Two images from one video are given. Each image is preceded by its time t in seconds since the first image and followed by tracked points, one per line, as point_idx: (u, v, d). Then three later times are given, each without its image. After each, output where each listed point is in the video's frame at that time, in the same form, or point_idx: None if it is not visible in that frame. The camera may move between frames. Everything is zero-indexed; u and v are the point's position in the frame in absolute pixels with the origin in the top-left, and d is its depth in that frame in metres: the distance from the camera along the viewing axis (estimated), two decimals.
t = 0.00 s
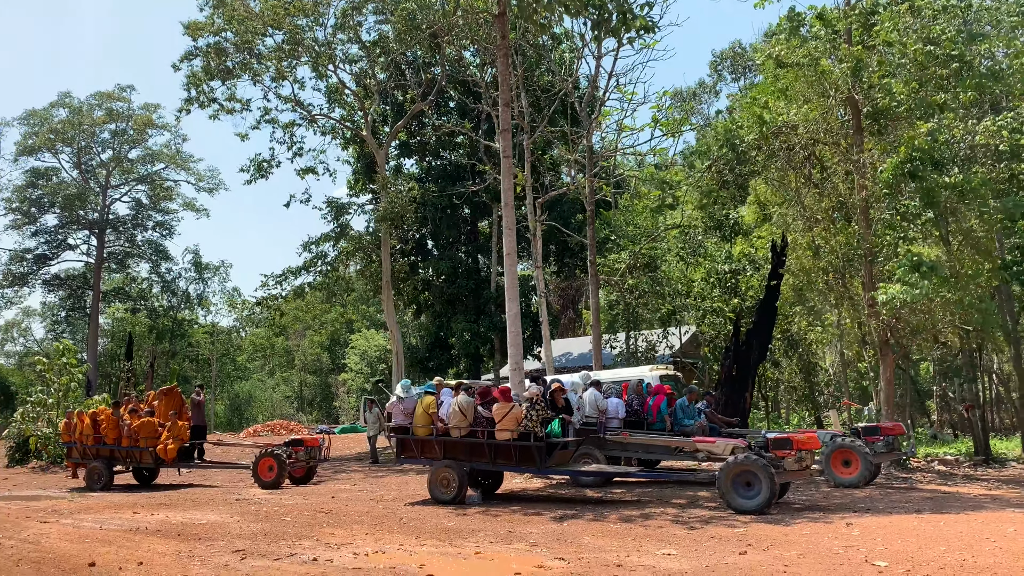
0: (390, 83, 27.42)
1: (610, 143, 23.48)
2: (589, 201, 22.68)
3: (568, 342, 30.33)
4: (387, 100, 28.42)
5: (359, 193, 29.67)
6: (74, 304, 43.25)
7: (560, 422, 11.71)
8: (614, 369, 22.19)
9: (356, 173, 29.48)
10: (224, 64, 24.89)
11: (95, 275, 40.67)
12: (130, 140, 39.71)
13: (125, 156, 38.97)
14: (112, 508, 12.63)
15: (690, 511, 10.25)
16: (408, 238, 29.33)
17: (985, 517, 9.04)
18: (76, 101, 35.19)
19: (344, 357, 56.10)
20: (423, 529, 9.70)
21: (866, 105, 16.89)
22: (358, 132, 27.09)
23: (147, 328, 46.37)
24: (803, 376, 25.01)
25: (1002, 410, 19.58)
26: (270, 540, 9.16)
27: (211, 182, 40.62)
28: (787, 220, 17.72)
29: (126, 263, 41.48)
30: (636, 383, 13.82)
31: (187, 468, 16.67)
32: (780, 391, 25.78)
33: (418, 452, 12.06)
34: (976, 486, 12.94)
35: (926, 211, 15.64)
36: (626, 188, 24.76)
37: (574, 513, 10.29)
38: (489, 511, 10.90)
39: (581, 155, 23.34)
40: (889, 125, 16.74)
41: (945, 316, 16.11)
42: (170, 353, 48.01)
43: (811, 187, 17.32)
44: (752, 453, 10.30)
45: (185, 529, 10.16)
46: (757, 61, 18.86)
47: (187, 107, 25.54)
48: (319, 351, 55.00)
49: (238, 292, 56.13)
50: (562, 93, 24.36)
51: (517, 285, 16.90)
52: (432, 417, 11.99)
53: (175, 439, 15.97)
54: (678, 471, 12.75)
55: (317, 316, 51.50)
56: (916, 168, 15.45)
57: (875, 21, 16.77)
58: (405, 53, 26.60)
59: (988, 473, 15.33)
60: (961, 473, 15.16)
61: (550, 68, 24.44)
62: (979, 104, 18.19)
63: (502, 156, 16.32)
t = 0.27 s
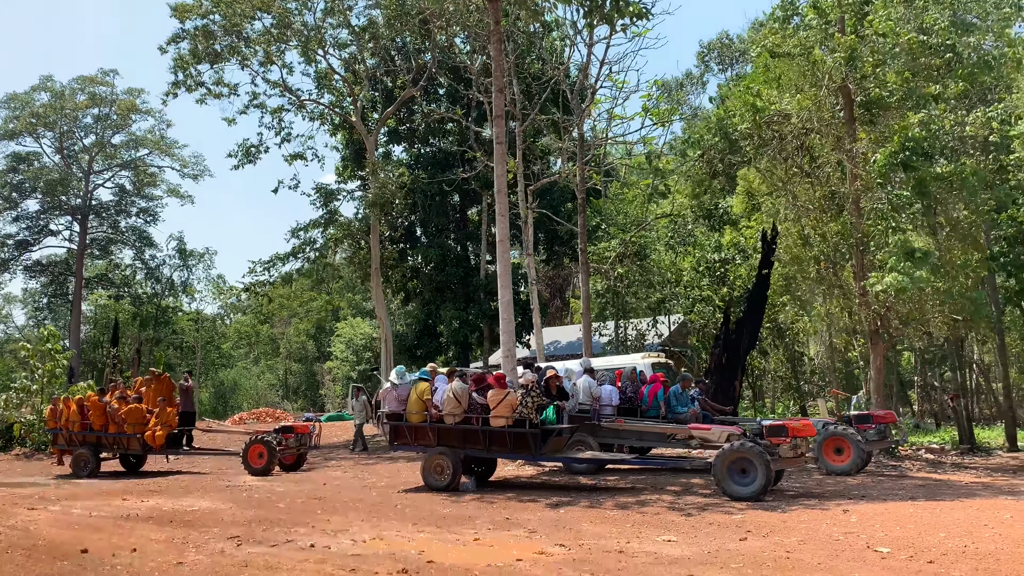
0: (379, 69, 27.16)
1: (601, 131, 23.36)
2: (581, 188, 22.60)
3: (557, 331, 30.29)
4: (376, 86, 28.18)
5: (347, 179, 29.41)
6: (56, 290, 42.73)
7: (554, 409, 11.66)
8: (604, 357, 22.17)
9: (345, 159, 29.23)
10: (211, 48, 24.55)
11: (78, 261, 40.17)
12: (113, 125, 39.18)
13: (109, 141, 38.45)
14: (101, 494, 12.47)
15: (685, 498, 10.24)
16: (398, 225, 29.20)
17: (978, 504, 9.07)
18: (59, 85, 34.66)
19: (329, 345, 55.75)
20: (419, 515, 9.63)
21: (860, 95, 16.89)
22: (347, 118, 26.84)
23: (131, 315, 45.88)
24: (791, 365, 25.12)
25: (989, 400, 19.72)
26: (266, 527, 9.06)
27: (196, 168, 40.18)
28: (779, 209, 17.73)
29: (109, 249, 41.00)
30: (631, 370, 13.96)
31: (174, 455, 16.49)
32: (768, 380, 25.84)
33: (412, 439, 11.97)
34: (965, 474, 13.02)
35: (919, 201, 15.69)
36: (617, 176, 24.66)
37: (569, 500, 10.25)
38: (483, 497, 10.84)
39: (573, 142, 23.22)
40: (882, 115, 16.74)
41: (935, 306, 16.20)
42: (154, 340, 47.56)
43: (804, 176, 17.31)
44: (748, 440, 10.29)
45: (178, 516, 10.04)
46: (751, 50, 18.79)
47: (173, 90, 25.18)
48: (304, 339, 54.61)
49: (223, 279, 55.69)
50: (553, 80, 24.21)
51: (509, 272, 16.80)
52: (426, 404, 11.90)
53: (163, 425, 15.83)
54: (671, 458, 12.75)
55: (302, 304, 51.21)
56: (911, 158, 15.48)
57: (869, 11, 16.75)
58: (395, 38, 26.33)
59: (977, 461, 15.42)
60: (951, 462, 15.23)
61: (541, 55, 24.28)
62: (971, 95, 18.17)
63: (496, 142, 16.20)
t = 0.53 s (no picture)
0: (364, 59, 26.89)
1: (591, 121, 23.25)
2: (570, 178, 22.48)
3: (545, 322, 30.22)
4: (362, 76, 27.92)
5: (333, 170, 29.13)
6: (36, 285, 42.14)
7: (551, 400, 11.59)
8: (595, 347, 22.12)
9: (330, 150, 28.95)
10: (194, 37, 24.20)
11: (58, 255, 39.63)
12: (92, 117, 38.61)
13: (88, 134, 37.91)
14: (91, 491, 12.29)
15: (685, 488, 10.21)
16: (385, 216, 29.00)
17: (979, 490, 9.08)
18: (36, 76, 34.11)
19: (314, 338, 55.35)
20: (418, 508, 9.53)
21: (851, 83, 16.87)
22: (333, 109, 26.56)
23: (112, 310, 45.34)
24: (780, 354, 25.21)
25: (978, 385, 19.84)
26: (263, 522, 8.94)
27: (178, 160, 39.70)
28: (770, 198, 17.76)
29: (89, 243, 40.46)
30: (627, 360, 13.94)
31: (164, 450, 16.30)
32: (757, 370, 25.88)
33: (407, 432, 11.86)
34: (959, 461, 13.08)
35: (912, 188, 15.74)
36: (606, 166, 24.57)
37: (569, 492, 10.19)
38: (482, 490, 10.76)
39: (562, 132, 23.10)
40: (873, 103, 16.73)
41: (926, 294, 16.28)
42: (136, 335, 47.06)
43: (796, 165, 17.31)
44: (747, 430, 10.26)
45: (172, 512, 9.89)
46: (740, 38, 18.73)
47: (155, 81, 24.82)
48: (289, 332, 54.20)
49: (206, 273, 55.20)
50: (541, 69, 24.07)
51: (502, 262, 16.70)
52: (422, 396, 11.78)
53: (152, 420, 15.65)
54: (667, 448, 12.73)
55: (287, 297, 50.83)
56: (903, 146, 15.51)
57: None
58: (380, 28, 26.07)
59: (968, 448, 15.49)
60: (942, 448, 15.30)
61: (528, 44, 24.12)
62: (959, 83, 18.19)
63: (487, 132, 16.06)
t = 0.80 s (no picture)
0: (357, 52, 26.68)
1: (587, 112, 23.12)
2: (568, 170, 22.35)
3: (542, 316, 30.13)
4: (355, 70, 27.72)
5: (327, 166, 28.92)
6: (28, 284, 41.80)
7: (555, 393, 11.50)
8: (594, 340, 22.03)
9: (324, 145, 28.75)
10: (185, 32, 23.97)
11: (49, 254, 39.31)
12: (82, 115, 38.28)
13: (78, 132, 37.60)
14: (91, 490, 12.15)
15: (692, 479, 10.15)
16: (381, 211, 28.84)
17: (989, 477, 9.04)
18: (24, 74, 33.79)
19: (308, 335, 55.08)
20: (424, 502, 9.44)
21: (850, 71, 16.81)
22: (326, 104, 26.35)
23: (105, 309, 45.02)
24: (778, 344, 25.19)
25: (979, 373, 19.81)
26: (268, 518, 8.84)
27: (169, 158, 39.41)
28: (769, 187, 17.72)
29: (81, 242, 40.14)
30: (629, 352, 13.89)
31: (163, 448, 16.15)
32: (756, 361, 25.83)
33: (410, 426, 11.77)
34: (963, 448, 13.05)
35: (913, 175, 15.71)
36: (602, 158, 24.46)
37: (576, 484, 10.11)
38: (487, 483, 10.68)
39: (559, 124, 22.97)
40: (873, 91, 16.67)
41: (927, 282, 16.32)
42: (130, 334, 46.76)
43: (796, 154, 17.24)
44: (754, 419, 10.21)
45: (174, 510, 9.77)
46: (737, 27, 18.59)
47: (147, 76, 24.57)
48: (283, 329, 53.92)
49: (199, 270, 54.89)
50: (535, 61, 23.91)
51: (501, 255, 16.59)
52: (424, 390, 11.70)
53: (151, 418, 15.51)
54: (671, 439, 12.68)
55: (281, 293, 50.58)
56: (904, 134, 15.47)
57: None
58: (373, 21, 25.87)
59: (972, 435, 15.45)
60: (947, 436, 15.24)
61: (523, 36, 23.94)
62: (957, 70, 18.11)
63: (484, 124, 15.94)
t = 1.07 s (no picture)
0: (356, 48, 26.49)
1: (589, 107, 22.97)
2: (570, 165, 22.19)
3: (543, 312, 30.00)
4: (354, 66, 27.53)
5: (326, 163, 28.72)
6: (24, 284, 41.52)
7: (564, 389, 11.37)
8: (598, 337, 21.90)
9: (323, 142, 28.56)
10: (183, 28, 23.76)
11: (45, 253, 39.04)
12: (77, 113, 38.00)
13: (73, 130, 37.33)
14: (94, 491, 12.00)
15: (705, 477, 10.03)
16: (381, 208, 28.68)
17: (1006, 473, 8.94)
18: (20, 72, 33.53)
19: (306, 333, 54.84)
20: (435, 501, 9.31)
21: (856, 64, 16.70)
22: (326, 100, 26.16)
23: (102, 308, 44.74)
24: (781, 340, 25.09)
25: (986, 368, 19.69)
26: (278, 518, 8.70)
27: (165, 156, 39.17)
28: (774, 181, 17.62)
29: (77, 240, 39.87)
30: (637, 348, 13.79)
31: (165, 448, 15.99)
32: (758, 357, 25.71)
33: (417, 423, 11.63)
34: (973, 444, 12.97)
35: (920, 168, 15.60)
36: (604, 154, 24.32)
37: (587, 482, 9.99)
38: (496, 481, 10.55)
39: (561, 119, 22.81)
40: (879, 84, 16.57)
41: (933, 279, 16.26)
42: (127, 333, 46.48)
43: (802, 149, 17.12)
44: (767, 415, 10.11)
45: (180, 510, 9.63)
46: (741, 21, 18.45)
47: (145, 73, 24.37)
48: (281, 328, 53.69)
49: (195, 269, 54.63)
50: (536, 57, 23.74)
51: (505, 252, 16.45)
52: (431, 388, 11.56)
53: (152, 418, 15.34)
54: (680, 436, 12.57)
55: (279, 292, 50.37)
56: (912, 127, 15.36)
57: None
58: (372, 17, 25.68)
59: (981, 431, 15.33)
60: (956, 432, 15.13)
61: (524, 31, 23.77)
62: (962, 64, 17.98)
63: (488, 120, 15.80)
